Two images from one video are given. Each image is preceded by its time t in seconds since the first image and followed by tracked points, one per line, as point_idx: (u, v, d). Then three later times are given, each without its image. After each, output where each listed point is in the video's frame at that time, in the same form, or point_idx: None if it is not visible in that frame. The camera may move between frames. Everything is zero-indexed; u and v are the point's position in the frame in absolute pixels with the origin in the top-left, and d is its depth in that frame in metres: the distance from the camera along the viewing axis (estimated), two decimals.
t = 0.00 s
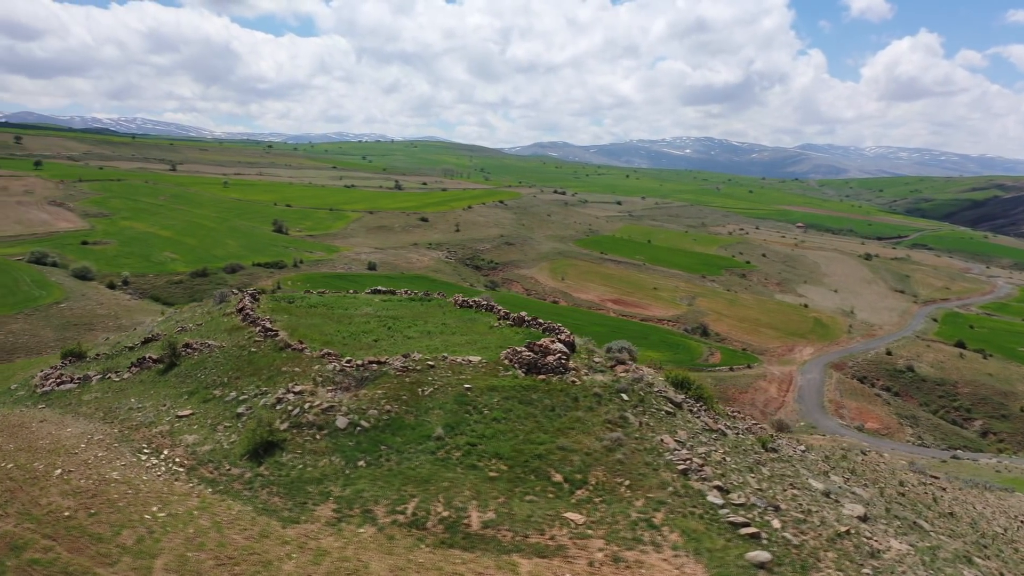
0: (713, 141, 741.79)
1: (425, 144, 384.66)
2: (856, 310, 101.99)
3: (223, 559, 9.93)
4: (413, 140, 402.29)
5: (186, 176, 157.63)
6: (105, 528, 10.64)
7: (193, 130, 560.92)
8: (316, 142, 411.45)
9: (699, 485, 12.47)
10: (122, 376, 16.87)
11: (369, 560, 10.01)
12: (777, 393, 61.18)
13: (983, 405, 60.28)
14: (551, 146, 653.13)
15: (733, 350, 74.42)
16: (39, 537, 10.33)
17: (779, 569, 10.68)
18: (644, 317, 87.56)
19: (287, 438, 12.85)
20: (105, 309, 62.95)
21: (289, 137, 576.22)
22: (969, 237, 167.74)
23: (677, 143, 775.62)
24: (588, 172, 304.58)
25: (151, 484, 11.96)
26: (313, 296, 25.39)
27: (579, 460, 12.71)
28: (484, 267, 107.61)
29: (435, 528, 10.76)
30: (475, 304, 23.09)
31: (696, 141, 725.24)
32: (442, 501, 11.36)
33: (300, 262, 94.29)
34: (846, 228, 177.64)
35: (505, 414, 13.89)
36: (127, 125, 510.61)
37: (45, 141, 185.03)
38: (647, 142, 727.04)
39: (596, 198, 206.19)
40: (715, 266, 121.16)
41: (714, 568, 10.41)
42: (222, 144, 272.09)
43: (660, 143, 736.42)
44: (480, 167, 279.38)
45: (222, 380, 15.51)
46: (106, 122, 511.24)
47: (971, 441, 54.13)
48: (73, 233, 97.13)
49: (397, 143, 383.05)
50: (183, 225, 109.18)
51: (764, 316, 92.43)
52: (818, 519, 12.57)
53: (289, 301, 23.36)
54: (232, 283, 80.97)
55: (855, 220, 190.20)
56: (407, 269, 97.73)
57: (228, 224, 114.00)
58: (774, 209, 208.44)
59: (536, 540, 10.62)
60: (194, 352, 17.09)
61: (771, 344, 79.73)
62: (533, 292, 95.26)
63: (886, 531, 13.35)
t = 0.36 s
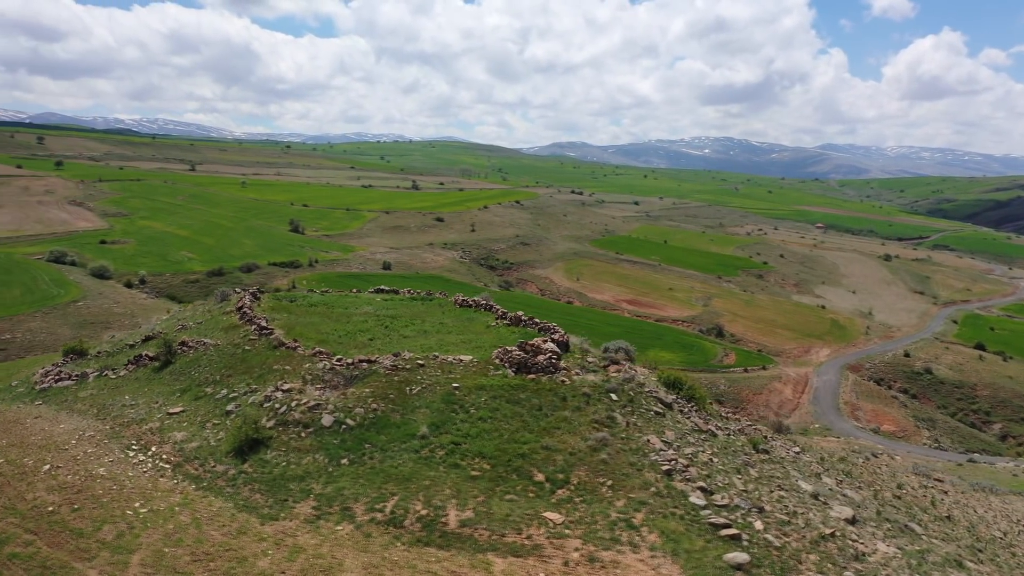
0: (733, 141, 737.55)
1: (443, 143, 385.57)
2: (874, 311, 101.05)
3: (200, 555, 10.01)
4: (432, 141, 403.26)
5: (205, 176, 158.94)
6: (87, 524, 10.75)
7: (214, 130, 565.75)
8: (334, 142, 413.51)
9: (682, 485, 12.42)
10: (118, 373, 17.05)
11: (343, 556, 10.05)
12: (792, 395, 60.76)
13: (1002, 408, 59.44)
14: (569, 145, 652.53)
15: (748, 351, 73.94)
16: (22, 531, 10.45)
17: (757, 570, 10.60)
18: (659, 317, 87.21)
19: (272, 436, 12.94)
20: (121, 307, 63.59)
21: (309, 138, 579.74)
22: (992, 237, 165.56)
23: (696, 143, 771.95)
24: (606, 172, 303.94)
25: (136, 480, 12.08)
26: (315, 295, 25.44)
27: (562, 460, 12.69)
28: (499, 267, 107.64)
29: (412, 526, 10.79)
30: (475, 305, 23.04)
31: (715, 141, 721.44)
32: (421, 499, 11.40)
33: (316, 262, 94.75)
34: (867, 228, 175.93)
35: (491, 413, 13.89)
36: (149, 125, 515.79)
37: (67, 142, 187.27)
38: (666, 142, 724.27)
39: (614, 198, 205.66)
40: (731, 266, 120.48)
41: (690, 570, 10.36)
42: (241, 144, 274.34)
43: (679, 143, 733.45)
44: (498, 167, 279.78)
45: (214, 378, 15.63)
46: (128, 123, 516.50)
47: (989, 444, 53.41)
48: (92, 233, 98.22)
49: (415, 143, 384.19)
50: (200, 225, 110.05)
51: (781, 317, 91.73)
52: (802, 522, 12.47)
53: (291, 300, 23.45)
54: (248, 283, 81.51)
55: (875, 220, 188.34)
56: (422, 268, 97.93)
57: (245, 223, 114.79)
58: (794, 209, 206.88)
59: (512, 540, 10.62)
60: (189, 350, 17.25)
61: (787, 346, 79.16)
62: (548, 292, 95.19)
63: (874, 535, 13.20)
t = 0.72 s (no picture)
0: (753, 141, 733.24)
1: (462, 144, 386.22)
2: (893, 313, 100.11)
3: (177, 550, 10.08)
4: (450, 142, 404.15)
5: (224, 176, 160.24)
6: (69, 518, 10.85)
7: (234, 131, 570.47)
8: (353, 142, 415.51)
9: (665, 486, 12.37)
10: (115, 370, 17.24)
11: (318, 554, 10.12)
12: (808, 397, 60.30)
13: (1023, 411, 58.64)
14: (588, 145, 651.45)
15: (763, 352, 73.44)
16: (5, 525, 10.57)
17: (735, 572, 10.52)
18: (674, 318, 86.82)
19: (258, 433, 13.02)
20: (138, 306, 64.25)
21: (328, 138, 582.59)
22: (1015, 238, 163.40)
23: (716, 143, 768.25)
24: (625, 172, 303.25)
25: (122, 476, 12.19)
26: (318, 293, 25.58)
27: (545, 459, 12.67)
28: (514, 267, 107.65)
29: (389, 524, 10.83)
30: (475, 304, 23.05)
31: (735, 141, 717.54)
32: (401, 497, 11.43)
33: (332, 262, 95.21)
34: (888, 229, 174.24)
35: (478, 412, 13.91)
36: (171, 126, 520.96)
37: (90, 142, 189.54)
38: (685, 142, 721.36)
39: (632, 198, 205.05)
40: (748, 267, 119.75)
41: (665, 570, 10.31)
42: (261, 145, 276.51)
43: (699, 143, 729.98)
44: (516, 167, 279.93)
45: (207, 375, 15.76)
46: (151, 124, 522.41)
47: (1008, 448, 52.66)
48: (112, 232, 99.28)
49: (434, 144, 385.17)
50: (218, 224, 110.92)
51: (798, 318, 91.00)
52: (787, 524, 12.37)
53: (292, 299, 23.54)
54: (264, 282, 82.06)
55: (897, 221, 186.43)
56: (437, 268, 98.16)
57: (262, 223, 115.58)
58: (813, 210, 205.25)
59: (489, 538, 10.63)
60: (185, 348, 17.40)
61: (803, 347, 78.55)
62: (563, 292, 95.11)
63: (862, 538, 13.08)
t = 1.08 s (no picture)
0: (774, 142, 728.38)
1: (481, 144, 386.63)
2: (913, 315, 99.06)
3: (155, 547, 10.16)
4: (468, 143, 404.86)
5: (243, 177, 161.54)
6: (52, 514, 10.96)
7: (255, 132, 574.89)
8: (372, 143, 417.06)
9: (647, 487, 12.32)
10: (113, 368, 17.43)
11: (293, 552, 10.17)
12: (824, 399, 59.79)
13: None
14: (607, 146, 649.99)
15: (779, 354, 72.91)
16: None
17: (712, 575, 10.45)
18: (690, 319, 86.38)
19: (244, 431, 13.11)
20: (154, 305, 64.95)
21: (348, 138, 585.46)
22: None
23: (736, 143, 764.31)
24: (643, 173, 302.41)
25: (109, 472, 12.34)
26: (321, 292, 25.68)
27: (528, 460, 12.67)
28: (530, 267, 107.60)
29: (367, 523, 10.87)
30: (475, 304, 23.06)
31: (756, 141, 712.92)
32: (381, 496, 11.47)
33: (347, 262, 95.62)
34: (910, 230, 172.29)
35: (465, 411, 13.94)
36: (192, 126, 525.59)
37: (112, 143, 191.71)
38: (705, 143, 717.92)
39: (650, 199, 204.32)
40: (766, 268, 118.96)
41: (641, 571, 10.26)
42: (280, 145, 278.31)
43: (719, 143, 725.79)
44: (534, 168, 280.17)
45: (201, 373, 15.90)
46: (173, 125, 527.66)
47: None
48: (131, 232, 100.34)
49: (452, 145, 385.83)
50: (235, 224, 111.74)
51: (815, 320, 90.24)
52: (771, 526, 12.27)
53: (293, 299, 23.66)
54: (279, 281, 82.58)
55: (919, 222, 184.30)
56: (452, 268, 98.32)
57: (279, 223, 116.33)
58: (834, 211, 203.38)
59: (465, 537, 10.64)
60: (181, 346, 17.57)
61: (820, 349, 77.87)
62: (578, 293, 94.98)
63: (850, 541, 12.93)
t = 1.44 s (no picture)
0: (795, 142, 723.02)
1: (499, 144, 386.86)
2: (932, 317, 97.94)
3: (133, 543, 10.27)
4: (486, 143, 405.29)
5: (261, 177, 162.71)
6: (37, 509, 11.09)
7: (275, 133, 578.95)
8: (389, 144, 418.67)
9: (630, 488, 12.27)
10: (110, 366, 17.62)
11: (269, 549, 10.23)
12: (840, 401, 59.28)
13: None
14: (626, 145, 648.15)
15: (795, 355, 72.31)
16: None
17: None
18: (706, 320, 85.91)
19: (230, 429, 13.21)
20: (170, 303, 65.69)
21: (367, 138, 587.99)
22: None
23: (756, 143, 759.52)
24: (662, 173, 301.39)
25: (97, 469, 12.47)
26: (324, 292, 25.78)
27: (512, 460, 12.66)
28: (545, 268, 107.49)
29: (345, 521, 10.91)
30: (475, 304, 23.06)
31: (776, 141, 708.09)
32: (361, 495, 11.51)
33: (362, 262, 95.98)
34: (932, 231, 170.25)
35: (452, 410, 13.95)
36: (213, 128, 530.06)
37: (133, 143, 193.71)
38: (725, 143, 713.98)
39: (667, 199, 203.45)
40: (783, 269, 118.06)
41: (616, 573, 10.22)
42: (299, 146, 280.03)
43: (739, 143, 721.36)
44: (552, 168, 280.05)
45: (194, 371, 16.02)
46: (195, 125, 532.49)
47: None
48: (150, 232, 101.31)
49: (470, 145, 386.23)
50: (252, 224, 112.49)
51: (832, 321, 89.46)
52: (755, 529, 12.17)
53: (295, 298, 23.78)
54: (294, 281, 83.08)
55: (942, 223, 182.06)
56: (467, 268, 98.44)
57: (296, 223, 116.99)
58: (854, 211, 201.36)
59: (442, 537, 10.65)
60: (178, 345, 17.72)
61: (837, 350, 77.17)
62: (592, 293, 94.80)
63: (837, 544, 12.80)
